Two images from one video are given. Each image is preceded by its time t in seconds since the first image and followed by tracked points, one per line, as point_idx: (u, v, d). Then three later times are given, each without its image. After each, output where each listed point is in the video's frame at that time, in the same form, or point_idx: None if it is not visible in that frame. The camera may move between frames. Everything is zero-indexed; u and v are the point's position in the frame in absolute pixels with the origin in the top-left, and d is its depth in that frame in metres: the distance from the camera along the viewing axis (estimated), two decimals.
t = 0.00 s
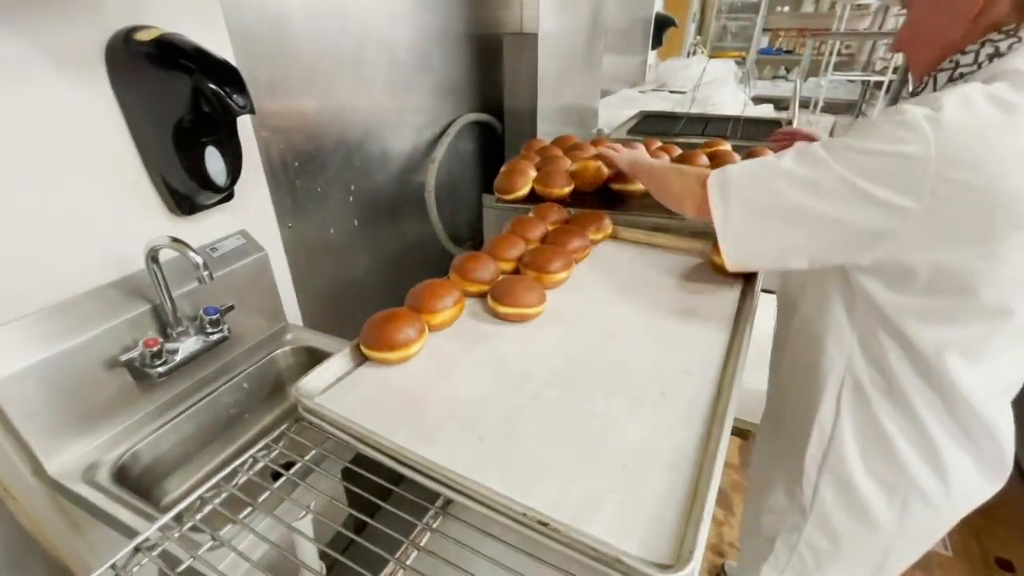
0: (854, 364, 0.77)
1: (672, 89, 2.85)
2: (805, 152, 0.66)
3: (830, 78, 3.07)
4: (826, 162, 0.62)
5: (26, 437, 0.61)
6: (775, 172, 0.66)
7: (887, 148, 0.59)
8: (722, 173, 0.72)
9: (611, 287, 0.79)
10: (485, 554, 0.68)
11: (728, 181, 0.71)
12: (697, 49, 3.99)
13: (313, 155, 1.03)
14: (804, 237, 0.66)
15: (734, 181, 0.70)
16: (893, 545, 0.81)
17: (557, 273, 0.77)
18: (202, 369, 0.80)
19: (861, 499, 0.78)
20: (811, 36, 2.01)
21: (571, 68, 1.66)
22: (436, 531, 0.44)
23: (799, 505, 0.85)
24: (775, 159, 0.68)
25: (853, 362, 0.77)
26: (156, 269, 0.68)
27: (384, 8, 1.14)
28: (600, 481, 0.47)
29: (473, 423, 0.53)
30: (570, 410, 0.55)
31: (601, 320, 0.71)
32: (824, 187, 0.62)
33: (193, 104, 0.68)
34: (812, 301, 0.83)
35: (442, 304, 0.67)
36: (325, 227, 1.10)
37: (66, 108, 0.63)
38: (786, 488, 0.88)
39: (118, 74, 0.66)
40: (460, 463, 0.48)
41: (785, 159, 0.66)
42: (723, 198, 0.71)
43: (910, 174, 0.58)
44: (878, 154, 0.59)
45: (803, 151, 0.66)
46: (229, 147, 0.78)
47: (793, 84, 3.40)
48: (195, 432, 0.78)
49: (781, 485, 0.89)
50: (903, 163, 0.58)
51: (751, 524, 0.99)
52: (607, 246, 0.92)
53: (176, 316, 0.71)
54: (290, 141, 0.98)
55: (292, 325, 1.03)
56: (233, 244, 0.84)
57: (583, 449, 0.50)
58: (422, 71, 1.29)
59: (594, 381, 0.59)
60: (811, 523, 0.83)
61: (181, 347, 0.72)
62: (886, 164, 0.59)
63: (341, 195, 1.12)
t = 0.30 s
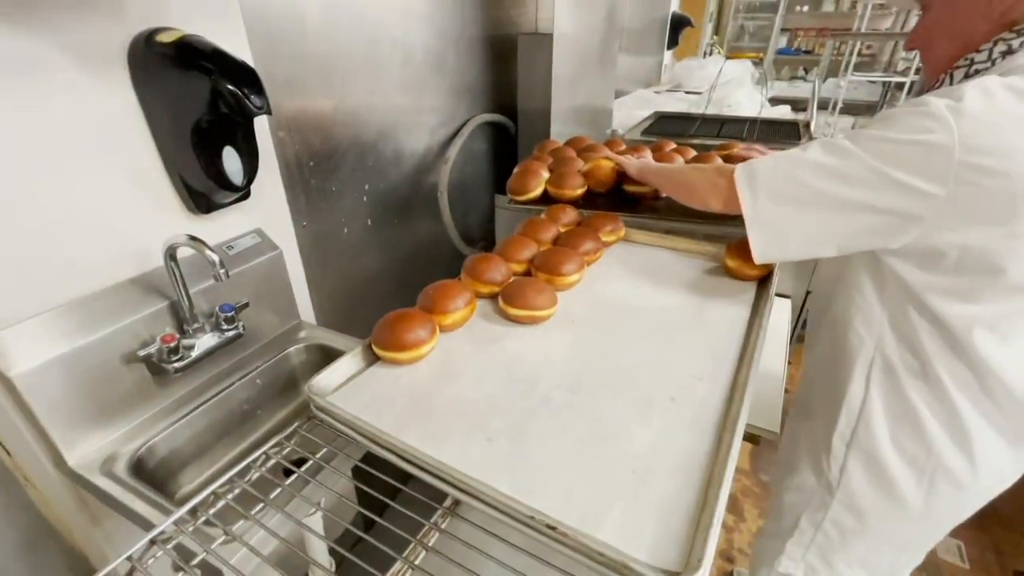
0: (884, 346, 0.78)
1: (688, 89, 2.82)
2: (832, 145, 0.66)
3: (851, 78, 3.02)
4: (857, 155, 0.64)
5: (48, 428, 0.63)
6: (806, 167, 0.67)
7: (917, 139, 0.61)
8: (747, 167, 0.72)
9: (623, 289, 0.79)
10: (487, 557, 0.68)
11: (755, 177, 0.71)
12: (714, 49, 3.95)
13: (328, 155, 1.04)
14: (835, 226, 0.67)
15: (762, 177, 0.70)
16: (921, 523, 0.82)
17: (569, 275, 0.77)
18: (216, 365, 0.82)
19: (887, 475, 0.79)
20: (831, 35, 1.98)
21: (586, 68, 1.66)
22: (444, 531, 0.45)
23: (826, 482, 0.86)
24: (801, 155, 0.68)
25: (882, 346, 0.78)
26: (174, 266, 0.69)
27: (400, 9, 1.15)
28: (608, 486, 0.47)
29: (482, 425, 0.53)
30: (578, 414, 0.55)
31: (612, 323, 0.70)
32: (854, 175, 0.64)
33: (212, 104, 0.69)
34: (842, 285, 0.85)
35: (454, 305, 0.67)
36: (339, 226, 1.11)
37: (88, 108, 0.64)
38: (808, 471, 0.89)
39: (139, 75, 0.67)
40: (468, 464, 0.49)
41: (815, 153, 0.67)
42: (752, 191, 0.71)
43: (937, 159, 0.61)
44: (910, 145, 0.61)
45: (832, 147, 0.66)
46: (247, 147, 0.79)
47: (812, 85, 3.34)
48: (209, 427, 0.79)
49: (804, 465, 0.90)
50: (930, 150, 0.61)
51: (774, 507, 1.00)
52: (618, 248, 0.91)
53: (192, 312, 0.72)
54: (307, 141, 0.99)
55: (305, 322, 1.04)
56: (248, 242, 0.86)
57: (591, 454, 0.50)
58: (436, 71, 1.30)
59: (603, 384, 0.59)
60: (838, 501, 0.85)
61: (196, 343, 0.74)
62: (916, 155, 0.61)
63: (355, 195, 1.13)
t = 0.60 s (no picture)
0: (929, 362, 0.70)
1: (702, 90, 2.79)
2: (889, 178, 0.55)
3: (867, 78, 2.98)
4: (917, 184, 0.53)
5: (69, 424, 0.64)
6: (870, 202, 0.55)
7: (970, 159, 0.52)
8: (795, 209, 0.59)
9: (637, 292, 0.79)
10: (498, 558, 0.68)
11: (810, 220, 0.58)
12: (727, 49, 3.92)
13: (342, 155, 1.05)
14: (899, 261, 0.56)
15: (820, 221, 0.57)
16: (956, 546, 0.76)
17: (582, 277, 0.77)
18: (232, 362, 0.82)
19: (923, 497, 0.72)
20: (848, 35, 1.95)
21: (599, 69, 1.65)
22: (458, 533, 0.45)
23: (861, 506, 0.78)
24: (858, 191, 0.56)
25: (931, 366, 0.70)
26: (192, 264, 0.70)
27: (414, 10, 1.15)
28: (623, 491, 0.46)
29: (496, 427, 0.53)
30: (592, 417, 0.54)
31: (626, 327, 0.70)
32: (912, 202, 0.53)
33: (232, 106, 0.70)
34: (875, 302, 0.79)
35: (468, 306, 0.67)
36: (352, 226, 1.12)
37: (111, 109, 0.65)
38: (835, 491, 0.81)
39: (160, 76, 0.68)
40: (482, 466, 0.49)
41: (871, 185, 0.55)
42: (808, 232, 0.58)
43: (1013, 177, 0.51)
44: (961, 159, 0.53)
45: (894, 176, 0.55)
46: (263, 147, 0.80)
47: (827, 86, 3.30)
48: (224, 424, 0.80)
49: (833, 485, 0.82)
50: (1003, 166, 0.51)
51: (795, 519, 0.94)
52: (632, 250, 0.91)
53: (209, 310, 0.73)
54: (322, 141, 1.00)
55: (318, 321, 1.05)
56: (264, 241, 0.87)
57: (605, 458, 0.50)
58: (450, 71, 1.30)
59: (617, 388, 0.58)
60: (876, 528, 0.78)
61: (213, 341, 0.74)
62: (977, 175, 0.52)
63: (368, 194, 1.14)
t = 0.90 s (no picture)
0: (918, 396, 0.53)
1: (711, 90, 2.77)
2: (973, 312, 0.38)
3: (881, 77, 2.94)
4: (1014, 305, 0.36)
5: (78, 419, 0.64)
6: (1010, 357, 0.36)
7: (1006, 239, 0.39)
8: (878, 361, 0.41)
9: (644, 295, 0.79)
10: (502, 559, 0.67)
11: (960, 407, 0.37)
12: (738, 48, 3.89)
13: (351, 154, 1.05)
14: None
15: (968, 405, 0.37)
16: None
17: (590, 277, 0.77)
18: (238, 359, 0.83)
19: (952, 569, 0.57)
20: (861, 35, 1.93)
21: (609, 68, 1.64)
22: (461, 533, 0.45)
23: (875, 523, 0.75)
24: (963, 323, 0.38)
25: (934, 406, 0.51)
26: (200, 261, 0.70)
27: (423, 9, 1.15)
28: (628, 492, 0.46)
29: (502, 428, 0.53)
30: (597, 420, 0.54)
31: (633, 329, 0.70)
32: None
33: (240, 104, 0.70)
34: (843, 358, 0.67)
35: (474, 305, 0.67)
36: (359, 224, 1.12)
37: (122, 107, 0.65)
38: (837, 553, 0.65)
39: (170, 74, 0.69)
40: (488, 467, 0.49)
41: (989, 333, 0.37)
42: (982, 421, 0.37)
43: None
44: (1005, 234, 0.40)
45: (959, 306, 0.39)
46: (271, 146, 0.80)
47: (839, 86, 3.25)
48: (231, 421, 0.80)
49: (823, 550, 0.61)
50: None
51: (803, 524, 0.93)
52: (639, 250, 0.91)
53: (216, 307, 0.73)
54: (330, 140, 1.00)
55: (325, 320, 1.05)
56: (271, 239, 0.87)
57: (611, 460, 0.49)
58: (458, 71, 1.30)
59: (624, 390, 0.58)
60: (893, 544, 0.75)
61: (220, 338, 0.75)
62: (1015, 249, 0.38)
63: (376, 194, 1.14)
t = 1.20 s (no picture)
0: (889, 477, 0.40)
1: (716, 90, 2.75)
2: (893, 363, 0.32)
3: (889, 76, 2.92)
4: (942, 383, 0.30)
5: (86, 414, 0.64)
6: (910, 424, 0.30)
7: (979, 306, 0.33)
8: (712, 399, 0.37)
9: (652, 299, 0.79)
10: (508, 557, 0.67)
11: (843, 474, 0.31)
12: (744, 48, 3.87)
13: (357, 152, 1.06)
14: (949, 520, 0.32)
15: (851, 471, 0.31)
16: None
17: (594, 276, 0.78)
18: (245, 356, 0.83)
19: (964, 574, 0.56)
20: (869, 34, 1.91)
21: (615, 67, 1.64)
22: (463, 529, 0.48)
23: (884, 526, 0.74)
24: (865, 362, 0.33)
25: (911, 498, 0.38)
26: (207, 258, 0.70)
27: (430, 8, 1.15)
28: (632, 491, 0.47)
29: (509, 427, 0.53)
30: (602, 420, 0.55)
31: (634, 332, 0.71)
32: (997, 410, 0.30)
33: (248, 100, 0.70)
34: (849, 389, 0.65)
35: (478, 303, 0.69)
36: (365, 223, 1.12)
37: (131, 104, 0.66)
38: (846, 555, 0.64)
39: (179, 70, 0.69)
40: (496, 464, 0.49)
41: (886, 390, 0.31)
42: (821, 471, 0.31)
43: None
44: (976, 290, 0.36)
45: (868, 352, 0.34)
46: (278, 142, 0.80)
47: (847, 86, 3.22)
48: (238, 418, 0.80)
49: None
50: None
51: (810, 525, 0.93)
52: (644, 250, 0.91)
53: (223, 303, 0.74)
54: (337, 139, 1.00)
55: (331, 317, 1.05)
56: (278, 237, 0.87)
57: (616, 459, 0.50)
58: (464, 70, 1.30)
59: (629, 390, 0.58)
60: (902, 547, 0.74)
61: (227, 335, 0.75)
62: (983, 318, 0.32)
63: (382, 192, 1.14)
